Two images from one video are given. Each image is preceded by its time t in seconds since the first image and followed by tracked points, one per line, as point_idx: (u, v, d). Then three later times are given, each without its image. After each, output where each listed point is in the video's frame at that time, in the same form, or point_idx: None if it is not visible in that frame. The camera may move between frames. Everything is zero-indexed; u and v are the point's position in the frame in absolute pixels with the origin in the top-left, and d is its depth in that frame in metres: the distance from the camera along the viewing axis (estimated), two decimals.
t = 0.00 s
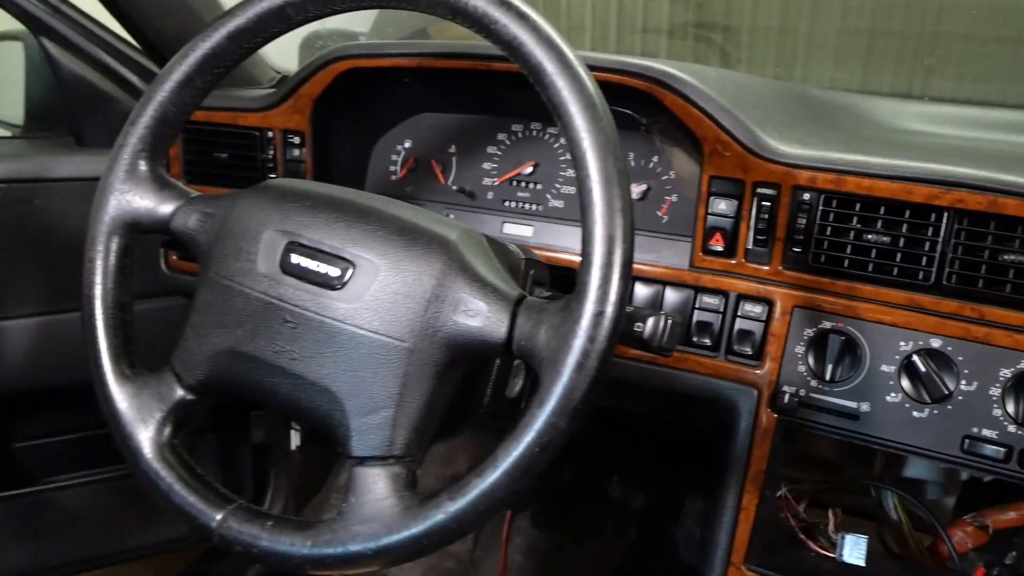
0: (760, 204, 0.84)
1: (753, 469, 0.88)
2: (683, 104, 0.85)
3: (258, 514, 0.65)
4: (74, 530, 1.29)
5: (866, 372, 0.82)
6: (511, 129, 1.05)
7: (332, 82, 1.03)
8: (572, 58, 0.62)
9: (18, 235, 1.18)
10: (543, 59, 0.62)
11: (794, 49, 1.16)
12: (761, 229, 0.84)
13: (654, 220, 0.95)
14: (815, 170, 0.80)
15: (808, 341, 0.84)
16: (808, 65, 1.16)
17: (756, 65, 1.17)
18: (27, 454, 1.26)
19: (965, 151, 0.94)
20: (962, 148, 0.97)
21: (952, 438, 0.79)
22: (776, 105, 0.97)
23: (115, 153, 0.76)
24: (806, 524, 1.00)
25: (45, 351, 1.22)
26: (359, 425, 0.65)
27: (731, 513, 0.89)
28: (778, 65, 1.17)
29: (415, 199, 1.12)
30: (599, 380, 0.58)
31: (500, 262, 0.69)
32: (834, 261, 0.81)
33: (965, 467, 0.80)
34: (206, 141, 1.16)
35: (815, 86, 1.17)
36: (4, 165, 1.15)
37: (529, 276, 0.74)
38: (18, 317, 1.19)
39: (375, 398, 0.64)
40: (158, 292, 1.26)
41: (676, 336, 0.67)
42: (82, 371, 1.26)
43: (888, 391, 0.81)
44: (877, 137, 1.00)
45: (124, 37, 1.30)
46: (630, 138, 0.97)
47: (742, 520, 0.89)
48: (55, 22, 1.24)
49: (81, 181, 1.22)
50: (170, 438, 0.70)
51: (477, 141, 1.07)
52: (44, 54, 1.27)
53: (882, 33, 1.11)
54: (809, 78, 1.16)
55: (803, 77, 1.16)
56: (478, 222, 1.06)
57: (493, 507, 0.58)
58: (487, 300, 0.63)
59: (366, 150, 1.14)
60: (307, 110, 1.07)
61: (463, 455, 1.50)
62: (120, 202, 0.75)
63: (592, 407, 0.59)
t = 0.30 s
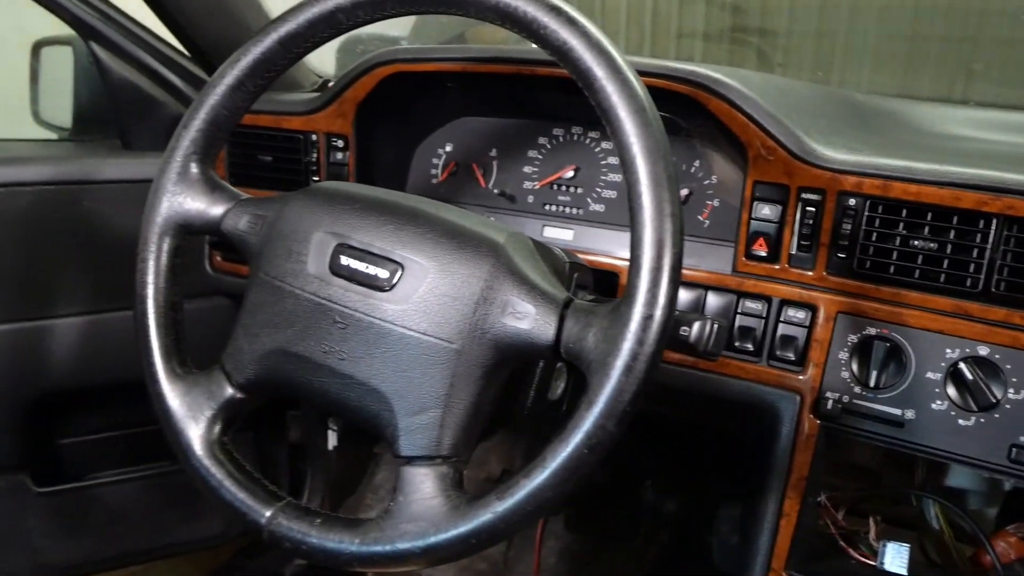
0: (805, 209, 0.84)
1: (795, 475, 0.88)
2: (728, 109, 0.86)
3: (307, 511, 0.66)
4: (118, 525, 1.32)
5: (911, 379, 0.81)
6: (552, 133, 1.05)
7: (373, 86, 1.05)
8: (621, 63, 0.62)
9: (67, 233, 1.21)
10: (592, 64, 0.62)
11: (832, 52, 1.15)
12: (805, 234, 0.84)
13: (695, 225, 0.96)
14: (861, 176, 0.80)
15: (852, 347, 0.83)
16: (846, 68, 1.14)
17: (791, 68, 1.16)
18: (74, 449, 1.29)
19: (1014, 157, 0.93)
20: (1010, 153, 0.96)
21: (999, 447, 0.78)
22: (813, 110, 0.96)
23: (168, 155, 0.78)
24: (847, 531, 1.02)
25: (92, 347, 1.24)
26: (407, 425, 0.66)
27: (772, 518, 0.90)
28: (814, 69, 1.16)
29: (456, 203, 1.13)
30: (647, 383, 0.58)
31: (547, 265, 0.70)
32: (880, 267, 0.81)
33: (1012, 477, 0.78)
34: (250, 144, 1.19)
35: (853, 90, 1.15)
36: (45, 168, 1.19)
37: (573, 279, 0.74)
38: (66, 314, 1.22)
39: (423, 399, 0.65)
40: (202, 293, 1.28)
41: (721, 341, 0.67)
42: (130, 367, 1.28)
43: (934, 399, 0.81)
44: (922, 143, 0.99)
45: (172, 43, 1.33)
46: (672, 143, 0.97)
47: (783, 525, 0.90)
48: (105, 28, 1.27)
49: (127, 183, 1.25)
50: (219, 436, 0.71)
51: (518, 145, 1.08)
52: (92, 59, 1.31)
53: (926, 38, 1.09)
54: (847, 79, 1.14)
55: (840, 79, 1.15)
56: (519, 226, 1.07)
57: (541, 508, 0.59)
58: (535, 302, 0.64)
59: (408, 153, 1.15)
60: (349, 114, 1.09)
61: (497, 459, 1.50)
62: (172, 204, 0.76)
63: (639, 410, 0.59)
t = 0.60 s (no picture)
0: (832, 217, 0.84)
1: (820, 482, 0.88)
2: (756, 116, 0.86)
3: (337, 513, 0.67)
4: (144, 523, 1.33)
5: (939, 388, 0.81)
6: (578, 138, 1.05)
7: (403, 89, 1.06)
8: (653, 71, 0.63)
9: (98, 234, 1.23)
10: (624, 72, 0.63)
11: (856, 55, 1.13)
12: (832, 242, 0.85)
13: (721, 231, 0.96)
14: (889, 184, 0.80)
15: (879, 355, 0.83)
16: (869, 73, 1.13)
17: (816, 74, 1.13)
18: (100, 446, 1.30)
19: None
20: None
21: None
22: (837, 116, 0.96)
23: (201, 158, 0.79)
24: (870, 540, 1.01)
25: (121, 347, 1.26)
26: (437, 428, 0.67)
27: (797, 525, 0.90)
28: (837, 74, 1.14)
29: (481, 207, 1.13)
30: (677, 389, 0.59)
31: (575, 270, 0.70)
32: (908, 275, 0.81)
33: None
34: (278, 147, 1.20)
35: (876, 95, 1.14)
36: (76, 170, 1.20)
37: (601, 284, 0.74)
38: (96, 314, 1.23)
39: (454, 403, 0.66)
40: (230, 294, 1.29)
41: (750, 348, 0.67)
42: (157, 367, 1.30)
43: (962, 408, 0.80)
44: (949, 151, 0.99)
45: (203, 48, 1.35)
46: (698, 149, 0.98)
47: (807, 533, 0.90)
48: (135, 31, 1.28)
49: (158, 184, 1.27)
50: (250, 436, 0.72)
51: (544, 150, 1.08)
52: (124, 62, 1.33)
53: (953, 45, 1.08)
54: (869, 84, 1.13)
55: (863, 83, 1.14)
56: (544, 231, 1.07)
57: (570, 512, 0.59)
58: (565, 308, 0.64)
59: (434, 157, 1.16)
60: (377, 118, 1.10)
61: (518, 462, 1.50)
62: (205, 206, 0.77)
63: (669, 417, 0.59)
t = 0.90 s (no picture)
0: (861, 221, 0.84)
1: (847, 486, 0.88)
2: (785, 120, 0.86)
3: (367, 511, 0.67)
4: (170, 520, 1.35)
5: (968, 394, 0.80)
6: (604, 141, 1.06)
7: (431, 92, 1.07)
8: (684, 74, 0.63)
9: (128, 234, 1.24)
10: (655, 75, 0.63)
11: (880, 59, 1.13)
12: (860, 246, 0.84)
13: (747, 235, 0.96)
14: (919, 189, 0.80)
15: (907, 360, 0.83)
16: (894, 76, 1.12)
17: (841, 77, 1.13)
18: (127, 444, 1.31)
19: None
20: None
21: None
22: (864, 120, 0.96)
23: (234, 159, 0.80)
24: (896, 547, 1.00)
25: (149, 346, 1.27)
26: (467, 429, 0.67)
27: (823, 531, 0.90)
28: (862, 77, 1.13)
29: (507, 209, 1.14)
30: (708, 392, 0.59)
31: (604, 272, 0.70)
32: (937, 279, 0.80)
33: None
34: (306, 149, 1.21)
35: (901, 98, 1.14)
36: (105, 170, 1.22)
37: (629, 286, 0.75)
38: (125, 312, 1.25)
39: (483, 403, 0.67)
40: (257, 294, 1.31)
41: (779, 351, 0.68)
42: (184, 366, 1.31)
43: (990, 414, 0.80)
44: (976, 155, 0.98)
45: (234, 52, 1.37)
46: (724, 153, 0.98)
47: (833, 539, 0.90)
48: (167, 34, 1.30)
49: (189, 185, 1.29)
50: (281, 434, 0.73)
51: (570, 153, 1.08)
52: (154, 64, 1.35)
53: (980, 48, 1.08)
54: (895, 87, 1.13)
55: (888, 86, 1.13)
56: (571, 234, 1.08)
57: (600, 513, 0.60)
58: (595, 310, 0.65)
59: (461, 159, 1.16)
60: (405, 120, 1.11)
61: (540, 464, 1.51)
62: (237, 207, 0.79)
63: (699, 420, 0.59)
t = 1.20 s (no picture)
0: (887, 225, 0.84)
1: (872, 491, 0.88)
2: (811, 125, 0.87)
3: (395, 512, 0.68)
4: (194, 520, 1.36)
5: (995, 398, 0.79)
6: (628, 145, 1.06)
7: (456, 96, 1.08)
8: (711, 80, 0.63)
9: (155, 236, 1.26)
10: (683, 81, 0.63)
11: (901, 62, 1.12)
12: (886, 250, 0.85)
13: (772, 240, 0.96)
14: (945, 193, 0.80)
15: (933, 365, 0.83)
16: (916, 79, 1.12)
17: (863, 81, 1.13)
18: (152, 444, 1.33)
19: None
20: None
21: None
22: (887, 124, 0.96)
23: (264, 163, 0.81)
24: (920, 550, 1.01)
25: (176, 346, 1.29)
26: (495, 431, 0.68)
27: (847, 535, 0.90)
28: (884, 81, 1.13)
29: (531, 212, 1.15)
30: (735, 396, 0.59)
31: (631, 276, 0.71)
32: (963, 284, 0.80)
33: None
34: (332, 153, 1.23)
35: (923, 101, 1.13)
36: (132, 173, 1.24)
37: (654, 290, 0.75)
38: (152, 313, 1.27)
39: (512, 406, 0.67)
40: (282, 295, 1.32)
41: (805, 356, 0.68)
42: (209, 367, 1.32)
43: (1018, 419, 0.79)
44: (1001, 158, 0.98)
45: (262, 57, 1.39)
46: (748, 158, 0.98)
47: (858, 542, 0.90)
48: (194, 39, 1.32)
49: (215, 188, 1.30)
50: (310, 435, 0.74)
51: (594, 156, 1.09)
52: (181, 68, 1.36)
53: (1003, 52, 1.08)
54: (917, 91, 1.12)
55: (910, 90, 1.13)
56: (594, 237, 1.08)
57: (628, 515, 0.60)
58: (623, 314, 0.65)
59: (485, 162, 1.17)
60: (430, 124, 1.13)
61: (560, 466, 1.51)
62: (267, 210, 0.80)
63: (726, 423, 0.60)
